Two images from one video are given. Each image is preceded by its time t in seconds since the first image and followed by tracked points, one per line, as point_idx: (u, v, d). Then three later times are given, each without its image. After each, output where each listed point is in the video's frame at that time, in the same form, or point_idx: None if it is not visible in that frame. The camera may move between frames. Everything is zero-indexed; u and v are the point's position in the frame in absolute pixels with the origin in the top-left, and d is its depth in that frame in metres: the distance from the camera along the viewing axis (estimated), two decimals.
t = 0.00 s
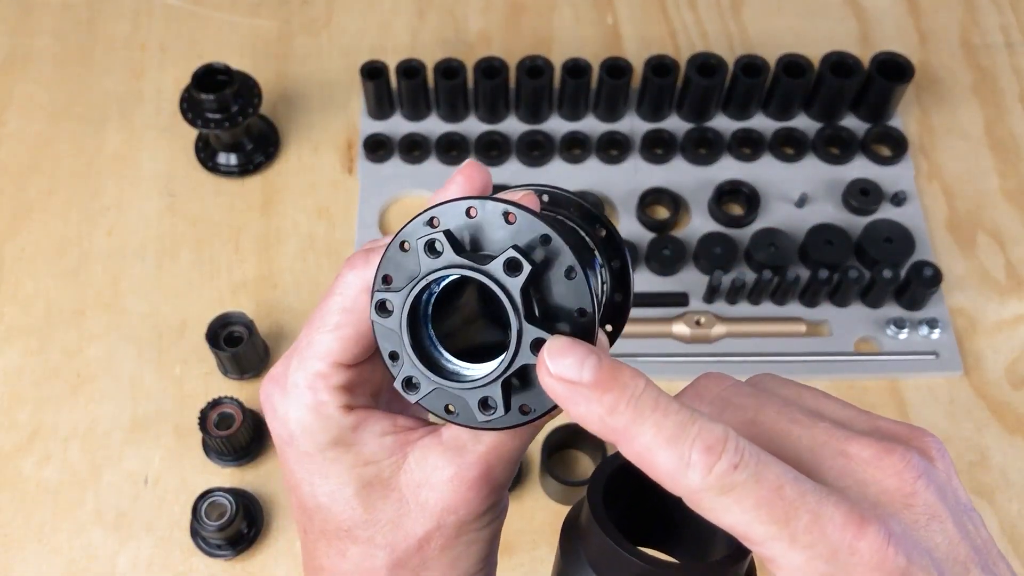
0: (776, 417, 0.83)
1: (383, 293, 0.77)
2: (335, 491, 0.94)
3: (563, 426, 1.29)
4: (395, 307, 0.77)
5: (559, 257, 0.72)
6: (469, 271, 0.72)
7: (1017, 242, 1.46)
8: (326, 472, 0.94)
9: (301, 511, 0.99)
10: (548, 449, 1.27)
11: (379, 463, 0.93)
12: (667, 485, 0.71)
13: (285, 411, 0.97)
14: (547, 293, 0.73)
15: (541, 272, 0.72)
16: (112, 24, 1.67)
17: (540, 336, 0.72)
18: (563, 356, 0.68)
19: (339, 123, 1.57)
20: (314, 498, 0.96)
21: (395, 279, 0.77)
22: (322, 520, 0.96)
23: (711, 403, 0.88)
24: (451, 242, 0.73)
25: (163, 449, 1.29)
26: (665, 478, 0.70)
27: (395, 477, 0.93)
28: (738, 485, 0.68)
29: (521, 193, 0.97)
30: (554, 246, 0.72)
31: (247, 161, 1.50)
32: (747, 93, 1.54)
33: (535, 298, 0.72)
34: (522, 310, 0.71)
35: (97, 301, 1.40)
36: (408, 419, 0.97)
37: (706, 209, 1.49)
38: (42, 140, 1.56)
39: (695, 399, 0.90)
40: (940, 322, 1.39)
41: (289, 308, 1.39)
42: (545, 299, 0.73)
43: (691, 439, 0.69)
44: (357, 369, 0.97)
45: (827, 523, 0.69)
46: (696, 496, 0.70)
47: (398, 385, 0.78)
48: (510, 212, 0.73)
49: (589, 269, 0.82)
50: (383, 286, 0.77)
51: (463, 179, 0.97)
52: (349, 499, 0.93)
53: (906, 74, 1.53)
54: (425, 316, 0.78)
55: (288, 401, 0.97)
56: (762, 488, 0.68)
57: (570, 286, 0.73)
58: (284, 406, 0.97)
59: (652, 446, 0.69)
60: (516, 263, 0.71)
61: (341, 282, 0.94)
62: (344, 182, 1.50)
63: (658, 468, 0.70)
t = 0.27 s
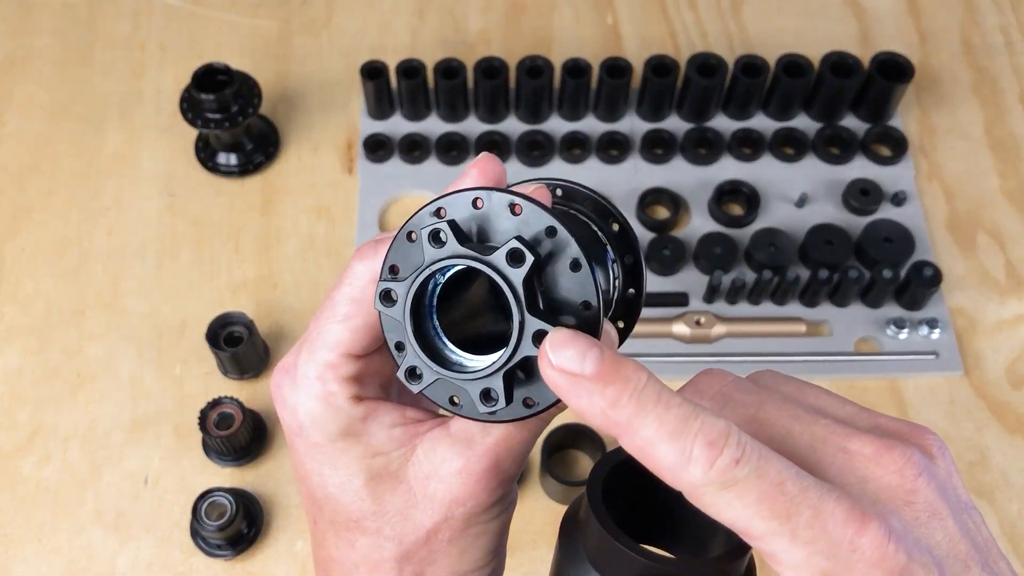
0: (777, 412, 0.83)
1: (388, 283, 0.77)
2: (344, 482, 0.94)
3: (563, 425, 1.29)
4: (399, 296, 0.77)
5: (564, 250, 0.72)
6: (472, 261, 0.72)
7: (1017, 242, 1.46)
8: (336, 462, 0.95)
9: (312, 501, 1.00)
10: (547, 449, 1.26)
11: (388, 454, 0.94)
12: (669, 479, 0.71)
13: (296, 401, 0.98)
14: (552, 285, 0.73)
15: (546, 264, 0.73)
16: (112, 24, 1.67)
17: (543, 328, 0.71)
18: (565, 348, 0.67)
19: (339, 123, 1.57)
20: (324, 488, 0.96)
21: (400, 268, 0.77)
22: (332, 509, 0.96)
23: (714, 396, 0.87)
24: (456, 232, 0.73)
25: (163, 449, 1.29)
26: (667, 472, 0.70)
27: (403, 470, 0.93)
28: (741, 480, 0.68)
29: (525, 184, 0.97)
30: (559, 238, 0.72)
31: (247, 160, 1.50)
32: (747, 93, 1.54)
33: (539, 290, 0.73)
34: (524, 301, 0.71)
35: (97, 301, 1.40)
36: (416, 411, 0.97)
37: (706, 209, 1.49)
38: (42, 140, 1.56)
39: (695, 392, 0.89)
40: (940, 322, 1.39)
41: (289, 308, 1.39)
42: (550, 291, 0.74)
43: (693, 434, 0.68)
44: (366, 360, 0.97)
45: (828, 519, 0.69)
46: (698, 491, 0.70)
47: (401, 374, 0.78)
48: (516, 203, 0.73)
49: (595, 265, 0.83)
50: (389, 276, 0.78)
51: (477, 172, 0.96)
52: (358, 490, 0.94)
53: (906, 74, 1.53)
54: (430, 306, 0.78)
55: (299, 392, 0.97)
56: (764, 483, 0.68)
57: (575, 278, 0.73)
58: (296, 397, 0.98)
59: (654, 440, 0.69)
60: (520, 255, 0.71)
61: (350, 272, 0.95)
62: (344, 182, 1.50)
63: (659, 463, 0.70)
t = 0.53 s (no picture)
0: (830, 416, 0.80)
1: (392, 281, 0.77)
2: (349, 482, 0.94)
3: (563, 425, 1.28)
4: (404, 295, 0.77)
5: (568, 249, 0.72)
6: (478, 259, 0.72)
7: (1017, 243, 1.46)
8: (340, 463, 0.95)
9: (317, 503, 1.00)
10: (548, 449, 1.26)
11: (393, 455, 0.94)
12: (723, 487, 0.67)
13: (301, 402, 0.98)
14: (555, 284, 0.73)
15: (551, 262, 0.73)
16: (112, 23, 1.67)
17: (548, 325, 0.71)
18: (607, 353, 0.69)
19: (339, 123, 1.57)
20: (329, 488, 0.96)
21: (405, 266, 0.77)
22: (338, 510, 0.96)
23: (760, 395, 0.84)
24: (462, 230, 0.73)
25: (163, 449, 1.29)
26: (719, 476, 0.67)
27: (407, 470, 0.93)
28: (791, 479, 0.64)
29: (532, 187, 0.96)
30: (564, 236, 0.72)
31: (247, 160, 1.50)
32: (747, 93, 1.54)
33: (543, 288, 0.73)
34: (528, 299, 0.71)
35: (96, 301, 1.40)
36: (421, 412, 0.98)
37: (706, 209, 1.49)
38: (42, 140, 1.56)
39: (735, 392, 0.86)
40: (940, 322, 1.39)
41: (289, 308, 1.39)
42: (553, 290, 0.74)
43: (745, 430, 0.66)
44: (371, 361, 0.97)
45: (889, 531, 0.63)
46: (752, 495, 0.65)
47: (405, 373, 0.78)
48: (521, 202, 0.73)
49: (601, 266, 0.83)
50: (393, 275, 0.78)
51: (484, 175, 0.96)
52: (363, 490, 0.94)
53: (906, 74, 1.53)
54: (433, 305, 0.78)
55: (303, 393, 0.98)
56: (819, 484, 0.64)
57: (578, 277, 0.73)
58: (300, 398, 0.98)
59: (707, 441, 0.66)
60: (524, 253, 0.71)
61: (354, 272, 0.95)
62: (344, 182, 1.50)
63: (714, 468, 0.66)
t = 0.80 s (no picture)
0: (830, 412, 0.82)
1: (390, 278, 0.77)
2: (343, 481, 0.94)
3: (562, 426, 1.28)
4: (401, 293, 0.77)
5: (564, 246, 0.72)
6: (474, 257, 0.72)
7: (1017, 243, 1.46)
8: (334, 462, 0.95)
9: (310, 504, 1.00)
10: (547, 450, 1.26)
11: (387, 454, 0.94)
12: (713, 481, 0.70)
13: (295, 402, 0.98)
14: (551, 282, 0.73)
15: (547, 260, 0.73)
16: (112, 24, 1.67)
17: (545, 320, 0.71)
18: (595, 362, 0.70)
19: (339, 123, 1.57)
20: (323, 488, 0.96)
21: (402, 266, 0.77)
22: (332, 510, 0.96)
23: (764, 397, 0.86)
24: (460, 228, 0.74)
25: (163, 449, 1.29)
26: (712, 473, 0.70)
27: (401, 468, 0.93)
28: (789, 479, 0.67)
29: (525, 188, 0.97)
30: (559, 234, 0.72)
31: (247, 160, 1.50)
32: (747, 93, 1.54)
33: (539, 285, 0.73)
34: (528, 295, 0.71)
35: (97, 301, 1.40)
36: (414, 411, 0.98)
37: (706, 209, 1.49)
38: (42, 140, 1.56)
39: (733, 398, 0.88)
40: (940, 322, 1.39)
41: (289, 307, 1.39)
42: (549, 287, 0.73)
43: (738, 427, 0.68)
44: (365, 360, 0.98)
45: (887, 523, 0.67)
46: (747, 492, 0.68)
47: (403, 370, 0.78)
48: (517, 201, 0.74)
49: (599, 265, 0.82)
50: (390, 274, 0.78)
51: (473, 179, 0.96)
52: (357, 489, 0.94)
53: (906, 74, 1.53)
54: (431, 302, 0.78)
55: (298, 393, 0.98)
56: (815, 481, 0.67)
57: (574, 274, 0.73)
58: (294, 398, 0.98)
59: (697, 439, 0.68)
60: (522, 249, 0.71)
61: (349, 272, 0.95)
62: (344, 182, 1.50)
63: (704, 464, 0.69)
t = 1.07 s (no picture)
0: (838, 398, 0.82)
1: (393, 270, 0.77)
2: (342, 475, 0.94)
3: (562, 426, 1.28)
4: (404, 285, 0.77)
5: (567, 241, 0.72)
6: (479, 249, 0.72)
7: (1017, 243, 1.46)
8: (333, 455, 0.95)
9: (307, 498, 0.99)
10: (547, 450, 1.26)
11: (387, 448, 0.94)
12: (715, 465, 0.71)
13: (294, 395, 0.98)
14: (554, 275, 0.73)
15: (552, 253, 0.72)
16: (113, 24, 1.67)
17: (550, 314, 0.71)
18: (598, 340, 0.69)
19: (339, 123, 1.57)
20: (322, 482, 0.95)
21: (405, 257, 0.77)
22: (330, 503, 0.95)
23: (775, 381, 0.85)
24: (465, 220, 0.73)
25: (163, 449, 1.29)
26: (713, 457, 0.70)
27: (401, 462, 0.93)
28: (791, 465, 0.67)
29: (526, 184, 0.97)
30: (563, 226, 0.72)
31: (247, 160, 1.50)
32: (747, 93, 1.54)
33: (542, 279, 0.72)
34: (533, 287, 0.71)
35: (97, 301, 1.40)
36: (414, 405, 0.98)
37: (706, 209, 1.49)
38: (42, 140, 1.56)
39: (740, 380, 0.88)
40: (940, 322, 1.39)
41: (289, 307, 1.39)
42: (553, 281, 0.73)
43: (739, 413, 0.69)
44: (365, 353, 0.98)
45: (890, 509, 0.67)
46: (748, 476, 0.69)
47: (405, 362, 0.78)
48: (521, 194, 0.73)
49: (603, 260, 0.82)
50: (391, 265, 0.78)
51: (473, 172, 0.97)
52: (356, 483, 0.93)
53: (905, 74, 1.53)
54: (434, 295, 0.78)
55: (297, 385, 0.98)
56: (817, 466, 0.67)
57: (578, 269, 0.72)
58: (294, 391, 0.98)
59: (698, 422, 0.69)
60: (527, 242, 0.71)
61: (351, 265, 0.96)
62: (344, 182, 1.50)
63: (705, 447, 0.70)
